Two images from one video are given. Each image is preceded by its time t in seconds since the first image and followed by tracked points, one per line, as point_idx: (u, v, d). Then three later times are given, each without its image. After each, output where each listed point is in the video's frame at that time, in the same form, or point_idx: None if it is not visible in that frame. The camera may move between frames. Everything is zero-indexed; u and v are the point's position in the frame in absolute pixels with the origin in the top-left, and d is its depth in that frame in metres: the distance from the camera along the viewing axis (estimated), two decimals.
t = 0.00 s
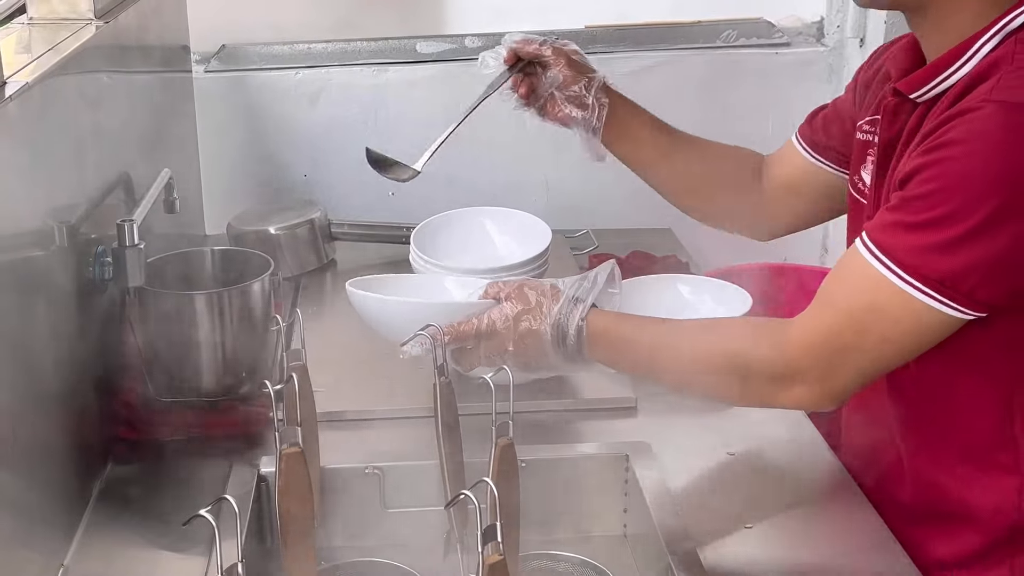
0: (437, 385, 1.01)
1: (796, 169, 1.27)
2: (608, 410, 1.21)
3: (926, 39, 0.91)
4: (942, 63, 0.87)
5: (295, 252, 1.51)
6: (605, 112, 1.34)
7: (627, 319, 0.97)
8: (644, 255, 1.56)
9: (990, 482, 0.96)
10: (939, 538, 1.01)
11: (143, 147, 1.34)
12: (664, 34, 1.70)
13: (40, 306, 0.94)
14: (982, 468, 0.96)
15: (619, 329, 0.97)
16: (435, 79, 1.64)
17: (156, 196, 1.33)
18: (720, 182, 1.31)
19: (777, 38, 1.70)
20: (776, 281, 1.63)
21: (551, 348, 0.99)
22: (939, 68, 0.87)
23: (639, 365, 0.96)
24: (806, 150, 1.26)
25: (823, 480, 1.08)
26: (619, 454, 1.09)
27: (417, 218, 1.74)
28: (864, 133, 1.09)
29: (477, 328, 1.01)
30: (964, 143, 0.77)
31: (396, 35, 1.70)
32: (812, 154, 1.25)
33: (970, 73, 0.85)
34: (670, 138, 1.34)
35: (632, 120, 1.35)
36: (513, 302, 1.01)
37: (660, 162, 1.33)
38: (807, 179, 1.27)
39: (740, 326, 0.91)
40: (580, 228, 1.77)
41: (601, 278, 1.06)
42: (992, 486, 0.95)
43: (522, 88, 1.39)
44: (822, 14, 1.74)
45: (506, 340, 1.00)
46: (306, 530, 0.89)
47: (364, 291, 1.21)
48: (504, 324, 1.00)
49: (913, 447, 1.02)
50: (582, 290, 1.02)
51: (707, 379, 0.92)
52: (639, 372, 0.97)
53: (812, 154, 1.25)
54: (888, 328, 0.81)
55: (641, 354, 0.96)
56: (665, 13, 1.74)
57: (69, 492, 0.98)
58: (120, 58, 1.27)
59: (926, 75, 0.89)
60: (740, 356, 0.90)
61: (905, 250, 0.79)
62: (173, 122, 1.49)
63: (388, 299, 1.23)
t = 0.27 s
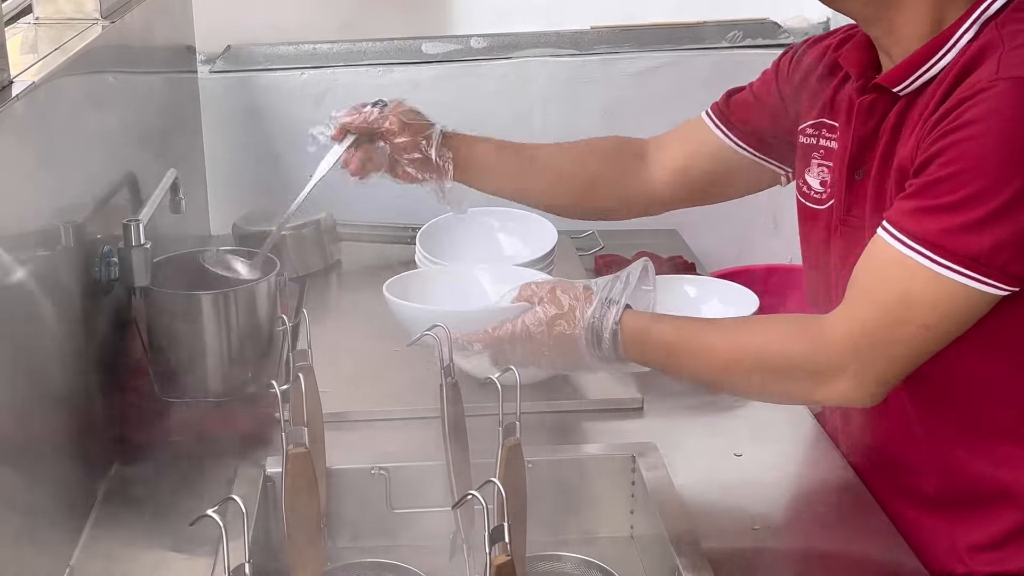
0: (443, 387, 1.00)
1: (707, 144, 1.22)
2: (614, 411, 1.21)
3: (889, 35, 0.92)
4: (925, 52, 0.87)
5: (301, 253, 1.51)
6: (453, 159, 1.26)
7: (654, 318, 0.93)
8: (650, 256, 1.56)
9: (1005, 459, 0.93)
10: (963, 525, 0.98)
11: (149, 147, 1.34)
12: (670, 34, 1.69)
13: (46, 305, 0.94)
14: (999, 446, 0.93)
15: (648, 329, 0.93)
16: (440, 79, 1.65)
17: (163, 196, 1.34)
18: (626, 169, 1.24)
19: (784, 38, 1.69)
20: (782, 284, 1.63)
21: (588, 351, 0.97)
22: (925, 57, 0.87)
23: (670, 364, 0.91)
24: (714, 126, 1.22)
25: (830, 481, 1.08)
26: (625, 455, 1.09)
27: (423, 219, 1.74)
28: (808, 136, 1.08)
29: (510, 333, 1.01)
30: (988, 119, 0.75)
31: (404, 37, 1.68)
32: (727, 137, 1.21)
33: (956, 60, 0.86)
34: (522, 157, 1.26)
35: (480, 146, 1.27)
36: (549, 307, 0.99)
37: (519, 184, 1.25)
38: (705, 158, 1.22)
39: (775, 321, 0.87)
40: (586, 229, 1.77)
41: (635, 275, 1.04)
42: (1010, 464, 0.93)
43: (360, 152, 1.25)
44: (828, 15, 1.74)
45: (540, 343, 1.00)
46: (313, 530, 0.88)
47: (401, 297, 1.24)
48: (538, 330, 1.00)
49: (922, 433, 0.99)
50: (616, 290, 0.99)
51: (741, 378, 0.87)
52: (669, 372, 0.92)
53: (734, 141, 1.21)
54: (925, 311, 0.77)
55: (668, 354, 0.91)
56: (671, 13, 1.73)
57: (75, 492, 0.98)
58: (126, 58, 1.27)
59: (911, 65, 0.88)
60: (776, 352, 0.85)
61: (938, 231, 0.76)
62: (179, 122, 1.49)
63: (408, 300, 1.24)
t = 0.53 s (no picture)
0: (448, 388, 1.00)
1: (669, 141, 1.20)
2: (619, 412, 1.20)
3: (881, 35, 0.92)
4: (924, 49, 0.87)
5: (306, 254, 1.51)
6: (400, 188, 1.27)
7: (684, 322, 0.94)
8: (655, 257, 1.55)
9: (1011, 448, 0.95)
10: (973, 521, 0.99)
11: (153, 148, 1.34)
12: (675, 35, 1.68)
13: (51, 305, 0.94)
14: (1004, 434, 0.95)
15: (678, 332, 0.93)
16: (445, 79, 1.64)
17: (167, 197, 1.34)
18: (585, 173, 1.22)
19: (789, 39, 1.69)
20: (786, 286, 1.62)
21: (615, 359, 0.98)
22: (925, 52, 0.87)
23: (702, 366, 0.91)
24: (685, 123, 1.19)
25: (836, 482, 1.07)
26: (629, 457, 1.09)
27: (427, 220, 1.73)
28: (793, 143, 1.08)
29: (536, 342, 1.03)
30: (1005, 107, 0.76)
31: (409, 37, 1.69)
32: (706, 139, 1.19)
33: (957, 56, 0.86)
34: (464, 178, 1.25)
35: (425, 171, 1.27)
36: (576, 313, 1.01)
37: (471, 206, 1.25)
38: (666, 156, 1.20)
39: (805, 320, 0.86)
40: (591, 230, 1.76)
41: (661, 278, 1.05)
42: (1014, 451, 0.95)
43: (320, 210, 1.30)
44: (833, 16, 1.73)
45: (568, 350, 1.01)
46: (317, 531, 0.88)
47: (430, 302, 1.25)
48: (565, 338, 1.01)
49: (925, 428, 1.00)
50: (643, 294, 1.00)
51: (774, 378, 0.87)
52: (701, 374, 0.92)
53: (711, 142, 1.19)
54: (951, 299, 0.77)
55: (699, 357, 0.91)
56: (677, 14, 1.72)
57: (79, 493, 0.98)
58: (131, 58, 1.27)
59: (911, 63, 0.88)
60: (807, 351, 0.85)
61: (969, 217, 0.76)
62: (183, 123, 1.49)
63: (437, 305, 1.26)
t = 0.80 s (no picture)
0: (448, 386, 1.00)
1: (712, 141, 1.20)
2: (621, 412, 1.20)
3: (898, 35, 0.92)
4: (930, 50, 0.87)
5: (308, 253, 1.51)
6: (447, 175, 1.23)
7: (709, 329, 0.91)
8: (657, 257, 1.55)
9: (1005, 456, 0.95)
10: (956, 523, 0.98)
11: (156, 148, 1.34)
12: (677, 35, 1.68)
13: (53, 305, 0.94)
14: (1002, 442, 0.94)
15: (703, 340, 0.91)
16: (448, 79, 1.64)
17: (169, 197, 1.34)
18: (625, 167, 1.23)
19: (791, 39, 1.68)
20: (789, 286, 1.62)
21: (642, 366, 0.94)
22: (937, 48, 0.87)
23: (728, 377, 0.89)
24: (718, 120, 1.20)
25: (838, 483, 1.07)
26: (631, 456, 1.09)
27: (429, 220, 1.73)
28: (813, 135, 1.09)
29: (560, 345, 0.98)
30: (1011, 111, 0.76)
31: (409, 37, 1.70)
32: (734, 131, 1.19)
33: (971, 53, 0.85)
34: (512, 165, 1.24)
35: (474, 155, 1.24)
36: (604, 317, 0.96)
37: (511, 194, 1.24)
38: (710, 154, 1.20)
39: (835, 331, 0.84)
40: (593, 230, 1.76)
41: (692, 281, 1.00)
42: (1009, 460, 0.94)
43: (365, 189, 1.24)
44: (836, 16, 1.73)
45: (597, 354, 0.96)
46: (318, 531, 0.88)
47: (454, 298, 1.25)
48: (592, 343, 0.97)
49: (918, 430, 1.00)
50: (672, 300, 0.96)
51: (804, 392, 0.85)
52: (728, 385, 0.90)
53: (741, 137, 1.19)
54: (980, 310, 0.76)
55: (722, 366, 0.89)
56: (678, 14, 1.73)
57: (81, 492, 0.98)
58: (133, 58, 1.27)
59: (922, 59, 0.88)
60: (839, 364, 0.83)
61: (983, 228, 0.75)
62: (185, 123, 1.49)
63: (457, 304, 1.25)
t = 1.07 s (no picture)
0: (448, 387, 1.00)
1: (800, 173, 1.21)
2: (619, 411, 1.20)
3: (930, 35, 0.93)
4: (950, 50, 0.87)
5: (307, 252, 1.51)
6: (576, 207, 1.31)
7: (789, 361, 0.92)
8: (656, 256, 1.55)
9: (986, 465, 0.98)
10: (936, 525, 1.02)
11: (155, 147, 1.34)
12: (677, 34, 1.68)
13: (52, 305, 0.94)
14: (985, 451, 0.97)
15: (783, 371, 0.92)
16: (447, 78, 1.64)
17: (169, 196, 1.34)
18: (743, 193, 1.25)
19: (791, 38, 1.68)
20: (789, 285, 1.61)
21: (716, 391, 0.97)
22: (946, 57, 0.88)
23: (808, 411, 0.89)
24: (806, 151, 1.20)
25: (837, 482, 1.07)
26: (630, 456, 1.09)
27: (429, 219, 1.73)
28: (868, 135, 1.08)
29: (635, 364, 1.01)
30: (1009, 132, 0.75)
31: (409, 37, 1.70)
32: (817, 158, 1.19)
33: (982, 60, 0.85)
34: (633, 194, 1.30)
35: (605, 185, 1.32)
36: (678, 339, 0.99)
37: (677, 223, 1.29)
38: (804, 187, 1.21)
39: (913, 368, 0.83)
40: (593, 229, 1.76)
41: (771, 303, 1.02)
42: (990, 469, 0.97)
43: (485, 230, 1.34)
44: (836, 15, 1.72)
45: (668, 375, 1.00)
46: (317, 530, 0.88)
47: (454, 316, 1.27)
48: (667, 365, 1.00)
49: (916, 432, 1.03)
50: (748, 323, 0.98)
51: (888, 432, 0.83)
52: (810, 418, 0.90)
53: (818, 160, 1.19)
54: None
55: (800, 399, 0.90)
56: (677, 14, 1.73)
57: (80, 491, 0.98)
58: (132, 57, 1.26)
59: (935, 66, 0.89)
60: (911, 403, 0.81)
61: (987, 255, 0.75)
62: (184, 122, 1.49)
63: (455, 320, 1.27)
